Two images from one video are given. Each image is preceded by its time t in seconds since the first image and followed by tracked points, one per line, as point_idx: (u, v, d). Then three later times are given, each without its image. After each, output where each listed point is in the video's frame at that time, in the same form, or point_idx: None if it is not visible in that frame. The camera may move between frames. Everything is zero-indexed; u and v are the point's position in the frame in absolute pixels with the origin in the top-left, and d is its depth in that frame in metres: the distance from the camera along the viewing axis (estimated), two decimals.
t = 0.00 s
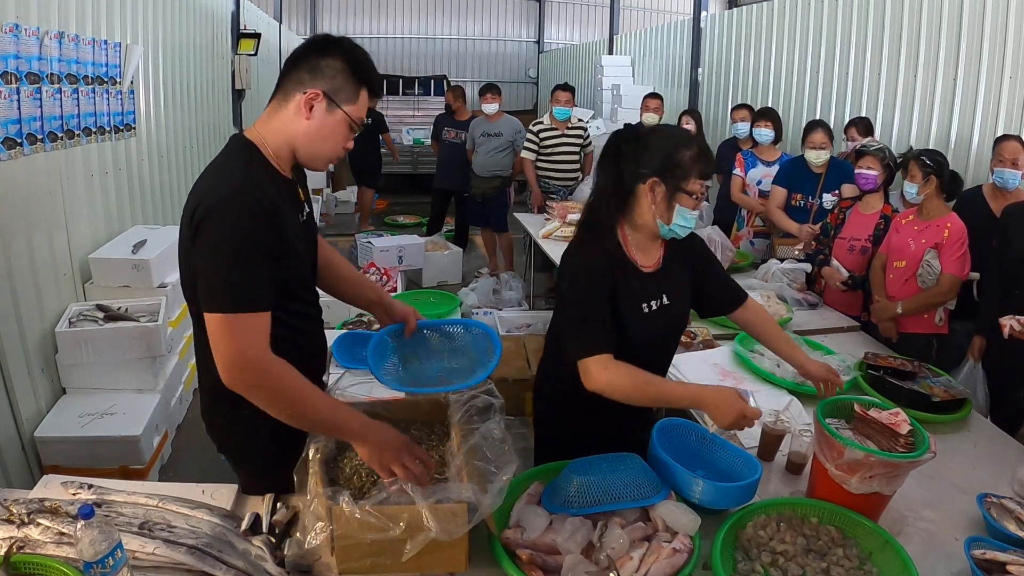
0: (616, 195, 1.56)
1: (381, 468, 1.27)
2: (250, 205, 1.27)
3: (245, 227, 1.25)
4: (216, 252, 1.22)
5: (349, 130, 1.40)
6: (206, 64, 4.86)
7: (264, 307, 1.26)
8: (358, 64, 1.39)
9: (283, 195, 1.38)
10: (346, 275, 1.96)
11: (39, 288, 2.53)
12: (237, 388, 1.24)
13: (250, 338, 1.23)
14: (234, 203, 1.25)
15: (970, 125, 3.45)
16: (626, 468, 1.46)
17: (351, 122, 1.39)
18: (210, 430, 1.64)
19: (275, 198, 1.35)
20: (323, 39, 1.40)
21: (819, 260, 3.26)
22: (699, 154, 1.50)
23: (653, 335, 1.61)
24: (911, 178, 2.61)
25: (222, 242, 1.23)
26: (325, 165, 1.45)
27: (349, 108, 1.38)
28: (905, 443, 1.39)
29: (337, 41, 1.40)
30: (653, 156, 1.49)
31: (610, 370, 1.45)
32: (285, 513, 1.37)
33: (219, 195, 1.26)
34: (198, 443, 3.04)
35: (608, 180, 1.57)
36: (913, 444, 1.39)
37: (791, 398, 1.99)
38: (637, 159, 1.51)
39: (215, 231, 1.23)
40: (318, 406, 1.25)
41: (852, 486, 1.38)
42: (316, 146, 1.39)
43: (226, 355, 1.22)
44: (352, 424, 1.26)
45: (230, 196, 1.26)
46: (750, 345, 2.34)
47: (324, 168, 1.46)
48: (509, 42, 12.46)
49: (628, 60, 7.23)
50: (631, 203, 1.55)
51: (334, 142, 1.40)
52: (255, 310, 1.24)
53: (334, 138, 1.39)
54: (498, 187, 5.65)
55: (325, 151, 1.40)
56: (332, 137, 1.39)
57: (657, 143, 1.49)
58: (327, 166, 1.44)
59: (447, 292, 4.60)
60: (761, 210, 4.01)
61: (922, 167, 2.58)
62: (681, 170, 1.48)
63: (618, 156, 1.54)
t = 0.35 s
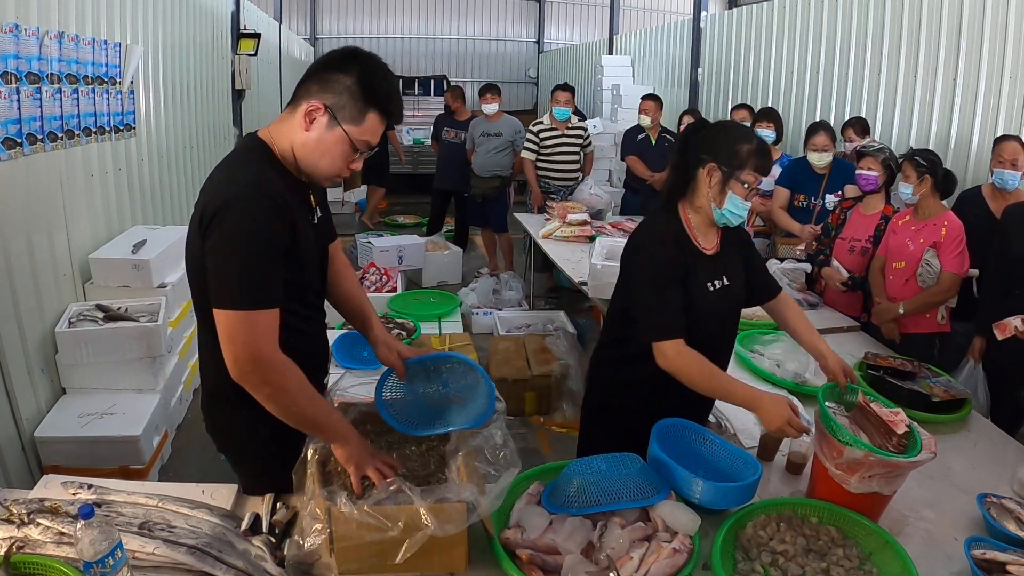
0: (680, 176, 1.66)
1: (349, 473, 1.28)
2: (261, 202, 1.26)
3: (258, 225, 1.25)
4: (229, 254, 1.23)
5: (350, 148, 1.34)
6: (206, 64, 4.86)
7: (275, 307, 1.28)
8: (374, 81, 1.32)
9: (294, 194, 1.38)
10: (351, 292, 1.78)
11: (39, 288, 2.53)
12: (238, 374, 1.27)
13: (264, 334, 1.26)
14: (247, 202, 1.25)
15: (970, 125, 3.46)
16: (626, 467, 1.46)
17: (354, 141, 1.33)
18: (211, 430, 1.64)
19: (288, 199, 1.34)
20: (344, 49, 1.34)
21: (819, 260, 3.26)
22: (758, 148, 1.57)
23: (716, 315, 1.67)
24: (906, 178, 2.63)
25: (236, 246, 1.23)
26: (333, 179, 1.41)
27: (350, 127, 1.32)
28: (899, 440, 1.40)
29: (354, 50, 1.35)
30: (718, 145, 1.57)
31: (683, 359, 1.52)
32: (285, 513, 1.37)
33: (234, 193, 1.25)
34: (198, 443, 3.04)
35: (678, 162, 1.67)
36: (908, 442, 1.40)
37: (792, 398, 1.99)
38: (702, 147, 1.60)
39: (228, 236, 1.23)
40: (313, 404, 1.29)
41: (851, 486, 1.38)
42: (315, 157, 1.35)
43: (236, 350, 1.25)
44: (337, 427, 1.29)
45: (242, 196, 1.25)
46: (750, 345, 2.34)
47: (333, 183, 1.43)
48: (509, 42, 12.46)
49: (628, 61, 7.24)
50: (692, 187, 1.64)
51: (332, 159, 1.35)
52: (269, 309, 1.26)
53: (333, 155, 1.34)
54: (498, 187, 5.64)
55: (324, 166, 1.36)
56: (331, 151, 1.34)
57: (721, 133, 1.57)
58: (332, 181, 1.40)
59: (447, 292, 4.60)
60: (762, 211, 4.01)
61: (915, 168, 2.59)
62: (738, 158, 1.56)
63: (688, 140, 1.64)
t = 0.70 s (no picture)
0: (707, 177, 1.66)
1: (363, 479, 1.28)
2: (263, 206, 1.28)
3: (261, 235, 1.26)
4: (228, 255, 1.23)
5: (351, 147, 1.34)
6: (206, 64, 4.86)
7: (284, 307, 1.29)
8: (378, 82, 1.33)
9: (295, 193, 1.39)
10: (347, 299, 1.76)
11: (39, 288, 2.53)
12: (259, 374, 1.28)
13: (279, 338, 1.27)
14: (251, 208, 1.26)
15: (970, 124, 3.46)
16: (625, 466, 1.45)
17: (353, 141, 1.33)
18: (212, 429, 1.64)
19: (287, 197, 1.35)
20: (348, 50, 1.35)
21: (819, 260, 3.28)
22: (784, 151, 1.58)
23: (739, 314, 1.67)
24: (908, 180, 2.57)
25: (239, 253, 1.23)
26: (333, 178, 1.41)
27: (351, 127, 1.32)
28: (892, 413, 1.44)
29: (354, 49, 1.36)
30: (748, 146, 1.58)
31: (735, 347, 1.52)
32: (285, 513, 1.37)
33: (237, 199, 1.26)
34: (198, 443, 3.04)
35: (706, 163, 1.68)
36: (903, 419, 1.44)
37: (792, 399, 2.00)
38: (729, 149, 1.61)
39: (228, 242, 1.23)
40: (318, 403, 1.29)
41: (846, 483, 1.38)
42: (313, 156, 1.35)
43: (255, 349, 1.26)
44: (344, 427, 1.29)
45: (247, 204, 1.26)
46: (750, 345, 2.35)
47: (331, 180, 1.43)
48: (509, 42, 12.46)
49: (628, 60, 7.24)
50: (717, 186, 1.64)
51: (333, 158, 1.35)
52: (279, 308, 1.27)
53: (334, 154, 1.34)
54: (498, 187, 5.64)
55: (325, 165, 1.36)
56: (329, 151, 1.34)
57: (751, 136, 1.58)
58: (331, 179, 1.40)
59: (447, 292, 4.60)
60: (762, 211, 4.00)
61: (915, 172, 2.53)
62: (765, 160, 1.57)
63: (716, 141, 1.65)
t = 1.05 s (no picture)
0: (717, 178, 1.64)
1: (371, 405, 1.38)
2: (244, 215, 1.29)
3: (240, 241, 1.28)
4: (211, 246, 1.26)
5: (341, 147, 1.32)
6: (206, 64, 4.86)
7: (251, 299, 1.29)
8: (375, 86, 1.30)
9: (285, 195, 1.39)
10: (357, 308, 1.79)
11: (39, 288, 2.53)
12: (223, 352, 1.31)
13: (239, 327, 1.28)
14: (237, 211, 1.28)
15: (970, 125, 3.46)
16: (626, 466, 1.45)
17: (344, 142, 1.32)
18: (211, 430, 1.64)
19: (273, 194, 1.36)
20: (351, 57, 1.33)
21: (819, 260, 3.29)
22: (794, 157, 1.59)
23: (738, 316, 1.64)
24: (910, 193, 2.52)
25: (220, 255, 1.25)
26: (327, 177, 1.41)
27: (342, 128, 1.30)
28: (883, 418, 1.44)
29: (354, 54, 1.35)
30: (756, 150, 1.57)
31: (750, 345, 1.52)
32: (285, 512, 1.37)
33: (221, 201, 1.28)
34: (198, 444, 3.04)
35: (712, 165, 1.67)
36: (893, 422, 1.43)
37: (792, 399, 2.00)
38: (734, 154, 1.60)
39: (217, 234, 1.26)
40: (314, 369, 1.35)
41: (846, 482, 1.38)
42: (308, 155, 1.35)
43: (221, 329, 1.29)
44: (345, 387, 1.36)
45: (235, 210, 1.28)
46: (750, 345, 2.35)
47: (327, 179, 1.42)
48: (509, 42, 12.46)
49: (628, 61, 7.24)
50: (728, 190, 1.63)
51: (325, 159, 1.34)
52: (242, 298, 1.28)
53: (325, 154, 1.33)
54: (498, 187, 5.64)
55: (316, 164, 1.35)
56: (321, 151, 1.33)
57: (763, 141, 1.57)
58: (325, 178, 1.40)
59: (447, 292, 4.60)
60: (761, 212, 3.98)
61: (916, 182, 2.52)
62: (780, 164, 1.57)
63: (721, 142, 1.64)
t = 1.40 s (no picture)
0: (722, 179, 1.65)
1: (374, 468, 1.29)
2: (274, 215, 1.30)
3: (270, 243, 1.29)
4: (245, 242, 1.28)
5: (363, 167, 1.33)
6: (206, 64, 4.86)
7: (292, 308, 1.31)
8: (400, 110, 1.29)
9: (317, 200, 1.40)
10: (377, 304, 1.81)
11: (39, 287, 2.53)
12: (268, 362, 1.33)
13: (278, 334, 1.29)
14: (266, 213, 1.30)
15: (970, 125, 3.46)
16: (625, 466, 1.46)
17: (367, 164, 1.32)
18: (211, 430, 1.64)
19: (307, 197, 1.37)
20: (376, 74, 1.32)
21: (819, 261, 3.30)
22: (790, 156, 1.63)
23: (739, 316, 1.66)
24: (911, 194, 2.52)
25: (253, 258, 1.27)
26: (350, 192, 1.42)
27: (364, 148, 1.31)
28: (900, 443, 1.38)
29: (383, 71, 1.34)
30: (754, 150, 1.60)
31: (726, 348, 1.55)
32: (285, 512, 1.37)
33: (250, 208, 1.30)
34: (198, 444, 3.04)
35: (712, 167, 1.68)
36: (910, 445, 1.38)
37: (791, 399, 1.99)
38: (736, 159, 1.62)
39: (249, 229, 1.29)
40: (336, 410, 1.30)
41: (846, 483, 1.38)
42: (330, 166, 1.36)
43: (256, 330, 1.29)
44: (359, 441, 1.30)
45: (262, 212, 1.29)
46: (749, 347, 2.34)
47: (351, 195, 1.43)
48: (509, 42, 12.47)
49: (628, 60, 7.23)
50: (738, 195, 1.64)
51: (345, 174, 1.35)
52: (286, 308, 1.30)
53: (347, 171, 1.34)
54: (498, 187, 5.64)
55: (341, 180, 1.37)
56: (342, 165, 1.34)
57: (757, 143, 1.60)
58: (349, 195, 1.41)
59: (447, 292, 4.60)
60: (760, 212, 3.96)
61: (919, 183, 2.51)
62: (785, 163, 1.61)
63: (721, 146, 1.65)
